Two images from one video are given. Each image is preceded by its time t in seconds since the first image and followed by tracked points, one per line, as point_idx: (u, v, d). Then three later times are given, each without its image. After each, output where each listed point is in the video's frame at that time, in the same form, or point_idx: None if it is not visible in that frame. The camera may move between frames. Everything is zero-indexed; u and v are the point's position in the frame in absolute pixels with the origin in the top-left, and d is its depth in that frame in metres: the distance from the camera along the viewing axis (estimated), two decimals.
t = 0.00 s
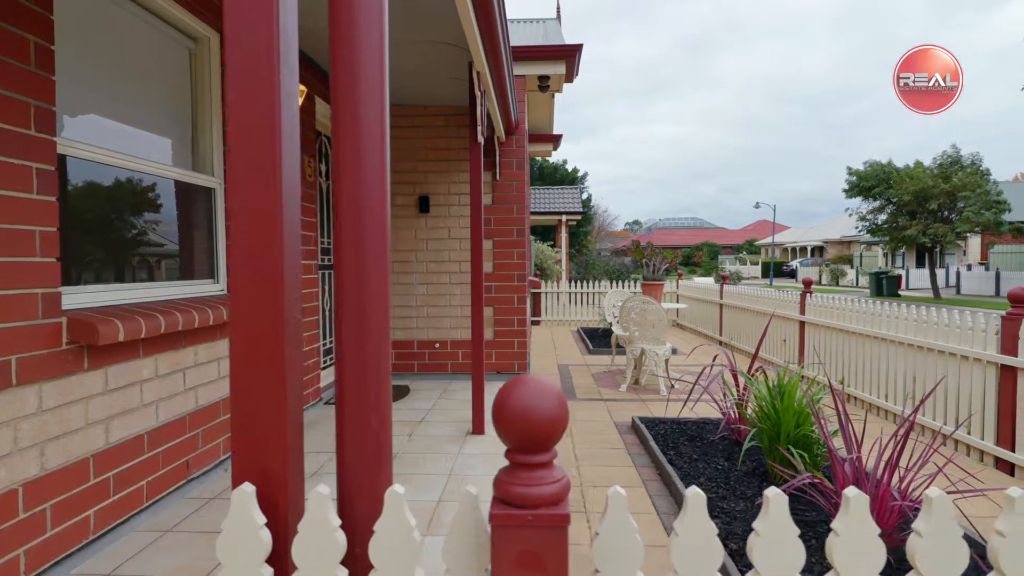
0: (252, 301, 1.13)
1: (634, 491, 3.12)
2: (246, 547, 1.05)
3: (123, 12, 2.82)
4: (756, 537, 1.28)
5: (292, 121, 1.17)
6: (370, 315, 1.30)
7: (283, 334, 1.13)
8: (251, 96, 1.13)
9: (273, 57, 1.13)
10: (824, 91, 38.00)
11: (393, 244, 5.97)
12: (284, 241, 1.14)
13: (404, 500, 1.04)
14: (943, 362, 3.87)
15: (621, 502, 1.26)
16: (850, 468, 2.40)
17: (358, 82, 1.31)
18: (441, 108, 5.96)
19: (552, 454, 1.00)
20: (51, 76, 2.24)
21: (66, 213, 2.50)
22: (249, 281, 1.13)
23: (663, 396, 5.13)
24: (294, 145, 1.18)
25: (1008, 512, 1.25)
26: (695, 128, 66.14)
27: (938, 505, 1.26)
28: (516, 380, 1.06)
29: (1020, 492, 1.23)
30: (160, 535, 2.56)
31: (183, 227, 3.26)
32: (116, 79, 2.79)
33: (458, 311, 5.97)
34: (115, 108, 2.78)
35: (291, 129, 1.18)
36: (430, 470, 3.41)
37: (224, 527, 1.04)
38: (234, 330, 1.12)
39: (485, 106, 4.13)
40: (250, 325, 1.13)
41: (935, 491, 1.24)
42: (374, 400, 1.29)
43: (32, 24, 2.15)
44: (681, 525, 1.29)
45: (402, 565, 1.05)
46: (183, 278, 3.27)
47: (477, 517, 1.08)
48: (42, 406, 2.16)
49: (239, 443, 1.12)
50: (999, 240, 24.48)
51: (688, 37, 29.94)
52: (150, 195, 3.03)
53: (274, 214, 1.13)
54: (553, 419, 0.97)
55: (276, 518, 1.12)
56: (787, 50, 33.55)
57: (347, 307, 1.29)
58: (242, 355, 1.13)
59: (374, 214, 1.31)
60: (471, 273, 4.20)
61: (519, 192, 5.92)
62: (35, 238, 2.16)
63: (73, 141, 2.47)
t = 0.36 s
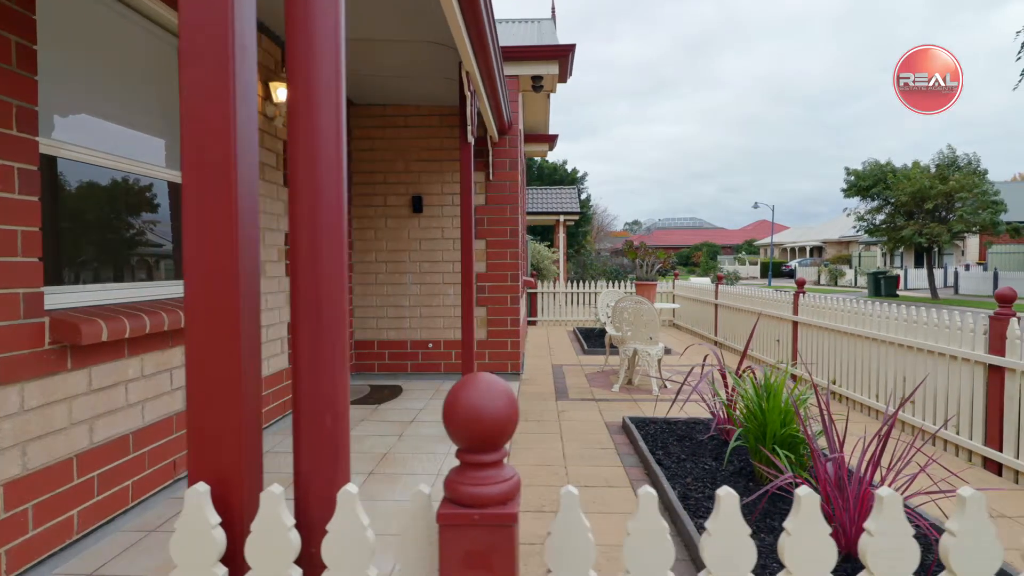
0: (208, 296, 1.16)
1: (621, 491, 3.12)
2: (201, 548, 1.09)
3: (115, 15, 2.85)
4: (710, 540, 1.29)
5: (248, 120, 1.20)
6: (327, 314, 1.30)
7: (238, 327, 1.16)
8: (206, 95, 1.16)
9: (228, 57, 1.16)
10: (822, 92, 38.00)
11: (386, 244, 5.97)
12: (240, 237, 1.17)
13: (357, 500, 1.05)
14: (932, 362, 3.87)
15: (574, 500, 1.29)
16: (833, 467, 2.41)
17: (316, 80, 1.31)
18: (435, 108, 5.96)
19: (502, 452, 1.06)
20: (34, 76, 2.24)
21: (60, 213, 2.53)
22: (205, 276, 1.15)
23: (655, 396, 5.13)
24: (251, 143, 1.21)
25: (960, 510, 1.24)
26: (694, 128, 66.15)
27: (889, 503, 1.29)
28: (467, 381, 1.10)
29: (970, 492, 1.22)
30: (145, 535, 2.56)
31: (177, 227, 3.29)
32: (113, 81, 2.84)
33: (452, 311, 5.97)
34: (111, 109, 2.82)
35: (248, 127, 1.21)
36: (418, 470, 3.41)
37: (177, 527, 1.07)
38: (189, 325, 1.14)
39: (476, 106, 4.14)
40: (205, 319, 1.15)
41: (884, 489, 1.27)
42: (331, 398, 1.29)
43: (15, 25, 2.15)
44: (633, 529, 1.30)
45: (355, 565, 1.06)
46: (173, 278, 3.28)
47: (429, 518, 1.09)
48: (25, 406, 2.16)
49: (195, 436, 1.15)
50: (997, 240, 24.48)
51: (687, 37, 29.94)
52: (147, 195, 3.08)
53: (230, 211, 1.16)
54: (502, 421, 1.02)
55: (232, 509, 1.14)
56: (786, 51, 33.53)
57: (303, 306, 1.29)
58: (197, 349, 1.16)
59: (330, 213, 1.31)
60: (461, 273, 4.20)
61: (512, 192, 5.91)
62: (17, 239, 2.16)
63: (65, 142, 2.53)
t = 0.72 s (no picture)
0: (163, 288, 1.20)
1: (608, 491, 3.13)
2: (155, 547, 1.12)
3: (106, 18, 2.87)
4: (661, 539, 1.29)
5: (204, 116, 1.24)
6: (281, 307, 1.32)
7: (192, 318, 1.20)
8: (160, 93, 1.19)
9: (181, 55, 1.20)
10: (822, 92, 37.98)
11: (379, 245, 5.98)
12: (195, 232, 1.21)
13: (309, 498, 1.05)
14: (921, 362, 3.87)
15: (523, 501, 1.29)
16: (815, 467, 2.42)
17: (270, 74, 1.32)
18: (428, 108, 5.97)
19: (450, 451, 1.09)
20: (16, 77, 2.25)
21: (52, 212, 2.57)
22: (160, 271, 1.20)
23: (647, 396, 5.14)
24: (207, 140, 1.25)
25: (905, 508, 1.28)
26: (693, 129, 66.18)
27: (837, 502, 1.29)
28: (417, 380, 1.12)
29: (915, 491, 1.25)
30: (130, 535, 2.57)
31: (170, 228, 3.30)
32: (106, 84, 2.86)
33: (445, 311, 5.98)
34: (103, 112, 2.84)
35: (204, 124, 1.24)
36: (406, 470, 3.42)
37: (130, 526, 1.11)
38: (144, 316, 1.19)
39: (465, 106, 4.14)
40: (160, 310, 1.20)
41: (829, 487, 1.27)
42: (286, 390, 1.32)
43: None
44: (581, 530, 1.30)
45: (306, 563, 1.06)
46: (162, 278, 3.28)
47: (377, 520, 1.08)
48: (7, 406, 2.16)
49: (152, 422, 1.19)
50: (995, 239, 24.48)
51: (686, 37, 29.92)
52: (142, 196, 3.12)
53: (184, 206, 1.20)
54: (448, 419, 1.04)
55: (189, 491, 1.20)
56: (785, 50, 33.51)
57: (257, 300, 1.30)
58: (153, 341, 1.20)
59: (285, 208, 1.32)
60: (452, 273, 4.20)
61: (505, 192, 5.90)
62: None
63: (55, 146, 2.55)
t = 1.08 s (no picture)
0: (120, 279, 1.24)
1: (594, 490, 3.15)
2: (112, 543, 1.16)
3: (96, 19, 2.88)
4: (608, 534, 1.33)
5: (161, 111, 1.28)
6: (238, 298, 1.35)
7: (149, 309, 1.24)
8: (117, 90, 1.24)
9: (136, 52, 1.24)
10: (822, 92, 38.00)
11: (373, 245, 5.99)
12: (151, 225, 1.25)
13: (263, 494, 1.08)
14: (909, 361, 3.88)
15: (474, 499, 1.31)
16: (796, 466, 2.42)
17: (226, 71, 1.35)
18: (422, 109, 5.98)
19: (400, 446, 1.07)
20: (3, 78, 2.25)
21: (42, 212, 2.59)
22: (117, 263, 1.24)
23: (639, 396, 5.15)
24: (164, 132, 1.29)
25: (849, 504, 1.33)
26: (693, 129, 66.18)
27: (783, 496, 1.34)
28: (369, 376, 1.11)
29: (858, 486, 1.31)
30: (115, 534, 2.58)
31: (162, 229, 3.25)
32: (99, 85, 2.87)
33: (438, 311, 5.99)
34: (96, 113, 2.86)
35: (161, 117, 1.28)
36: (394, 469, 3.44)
37: (88, 523, 1.15)
38: (100, 305, 1.22)
39: (456, 106, 4.16)
40: (116, 300, 1.24)
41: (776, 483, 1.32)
42: (243, 380, 1.34)
43: None
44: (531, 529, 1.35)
45: (259, 558, 1.08)
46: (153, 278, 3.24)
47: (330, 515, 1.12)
48: None
49: (108, 407, 1.23)
50: (994, 240, 24.49)
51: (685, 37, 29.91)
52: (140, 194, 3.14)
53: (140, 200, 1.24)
54: (397, 415, 1.03)
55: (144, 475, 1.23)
56: (785, 51, 33.51)
57: (213, 291, 1.33)
58: (110, 331, 1.24)
59: (241, 200, 1.36)
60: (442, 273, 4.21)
61: (498, 192, 5.91)
62: None
63: (46, 147, 2.56)
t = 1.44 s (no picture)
0: (83, 275, 1.28)
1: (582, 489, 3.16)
2: (72, 540, 1.17)
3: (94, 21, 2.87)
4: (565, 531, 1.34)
5: (124, 109, 1.32)
6: (200, 293, 1.37)
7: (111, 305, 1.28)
8: (79, 90, 1.27)
9: (99, 54, 1.27)
10: (822, 92, 37.99)
11: (367, 245, 6.00)
12: (113, 223, 1.29)
13: (223, 491, 1.10)
14: (899, 361, 3.89)
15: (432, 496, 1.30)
16: (778, 465, 2.43)
17: (187, 71, 1.37)
18: (416, 109, 5.99)
19: (357, 444, 1.09)
20: None
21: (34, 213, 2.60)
22: (80, 259, 1.28)
23: (631, 395, 5.16)
24: (127, 132, 1.32)
25: (801, 500, 1.34)
26: (693, 129, 66.23)
27: (735, 494, 1.34)
28: (330, 374, 1.13)
29: (809, 482, 1.32)
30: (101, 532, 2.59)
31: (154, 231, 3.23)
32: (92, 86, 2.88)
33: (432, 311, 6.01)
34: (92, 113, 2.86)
35: (125, 116, 1.32)
36: (383, 469, 3.46)
37: (49, 518, 1.17)
38: (63, 299, 1.26)
39: (447, 107, 4.17)
40: (79, 295, 1.28)
41: (727, 481, 1.33)
42: (204, 373, 1.36)
43: None
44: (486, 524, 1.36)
45: (218, 555, 1.11)
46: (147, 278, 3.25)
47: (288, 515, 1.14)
48: None
49: (70, 401, 1.27)
50: (993, 240, 24.50)
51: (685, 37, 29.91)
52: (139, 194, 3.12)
53: (102, 198, 1.28)
54: (350, 414, 1.04)
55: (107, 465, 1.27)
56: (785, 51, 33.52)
57: (175, 286, 1.35)
58: (73, 325, 1.28)
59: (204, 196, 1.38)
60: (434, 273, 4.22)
61: (492, 192, 5.92)
62: None
63: (37, 149, 2.56)
